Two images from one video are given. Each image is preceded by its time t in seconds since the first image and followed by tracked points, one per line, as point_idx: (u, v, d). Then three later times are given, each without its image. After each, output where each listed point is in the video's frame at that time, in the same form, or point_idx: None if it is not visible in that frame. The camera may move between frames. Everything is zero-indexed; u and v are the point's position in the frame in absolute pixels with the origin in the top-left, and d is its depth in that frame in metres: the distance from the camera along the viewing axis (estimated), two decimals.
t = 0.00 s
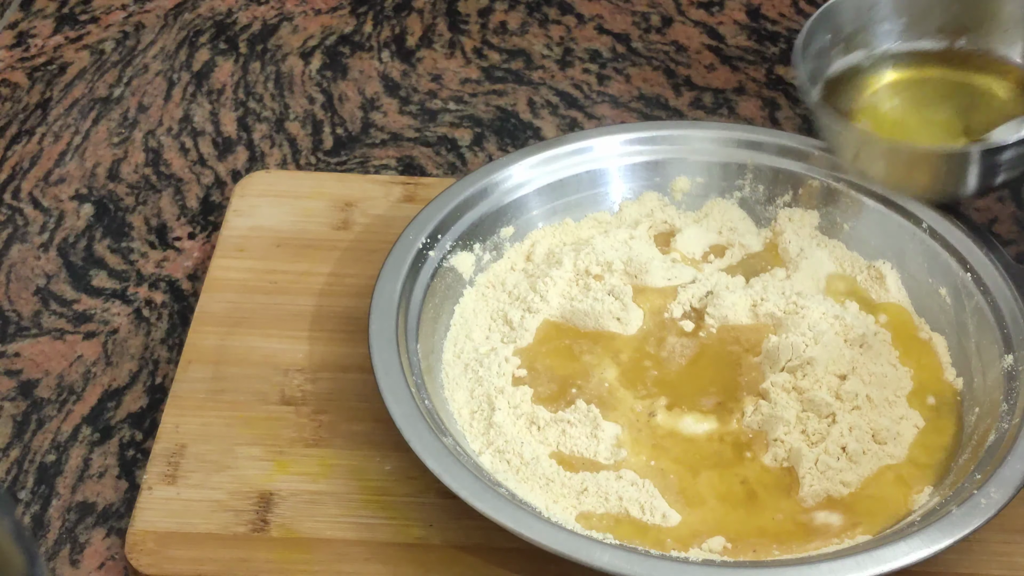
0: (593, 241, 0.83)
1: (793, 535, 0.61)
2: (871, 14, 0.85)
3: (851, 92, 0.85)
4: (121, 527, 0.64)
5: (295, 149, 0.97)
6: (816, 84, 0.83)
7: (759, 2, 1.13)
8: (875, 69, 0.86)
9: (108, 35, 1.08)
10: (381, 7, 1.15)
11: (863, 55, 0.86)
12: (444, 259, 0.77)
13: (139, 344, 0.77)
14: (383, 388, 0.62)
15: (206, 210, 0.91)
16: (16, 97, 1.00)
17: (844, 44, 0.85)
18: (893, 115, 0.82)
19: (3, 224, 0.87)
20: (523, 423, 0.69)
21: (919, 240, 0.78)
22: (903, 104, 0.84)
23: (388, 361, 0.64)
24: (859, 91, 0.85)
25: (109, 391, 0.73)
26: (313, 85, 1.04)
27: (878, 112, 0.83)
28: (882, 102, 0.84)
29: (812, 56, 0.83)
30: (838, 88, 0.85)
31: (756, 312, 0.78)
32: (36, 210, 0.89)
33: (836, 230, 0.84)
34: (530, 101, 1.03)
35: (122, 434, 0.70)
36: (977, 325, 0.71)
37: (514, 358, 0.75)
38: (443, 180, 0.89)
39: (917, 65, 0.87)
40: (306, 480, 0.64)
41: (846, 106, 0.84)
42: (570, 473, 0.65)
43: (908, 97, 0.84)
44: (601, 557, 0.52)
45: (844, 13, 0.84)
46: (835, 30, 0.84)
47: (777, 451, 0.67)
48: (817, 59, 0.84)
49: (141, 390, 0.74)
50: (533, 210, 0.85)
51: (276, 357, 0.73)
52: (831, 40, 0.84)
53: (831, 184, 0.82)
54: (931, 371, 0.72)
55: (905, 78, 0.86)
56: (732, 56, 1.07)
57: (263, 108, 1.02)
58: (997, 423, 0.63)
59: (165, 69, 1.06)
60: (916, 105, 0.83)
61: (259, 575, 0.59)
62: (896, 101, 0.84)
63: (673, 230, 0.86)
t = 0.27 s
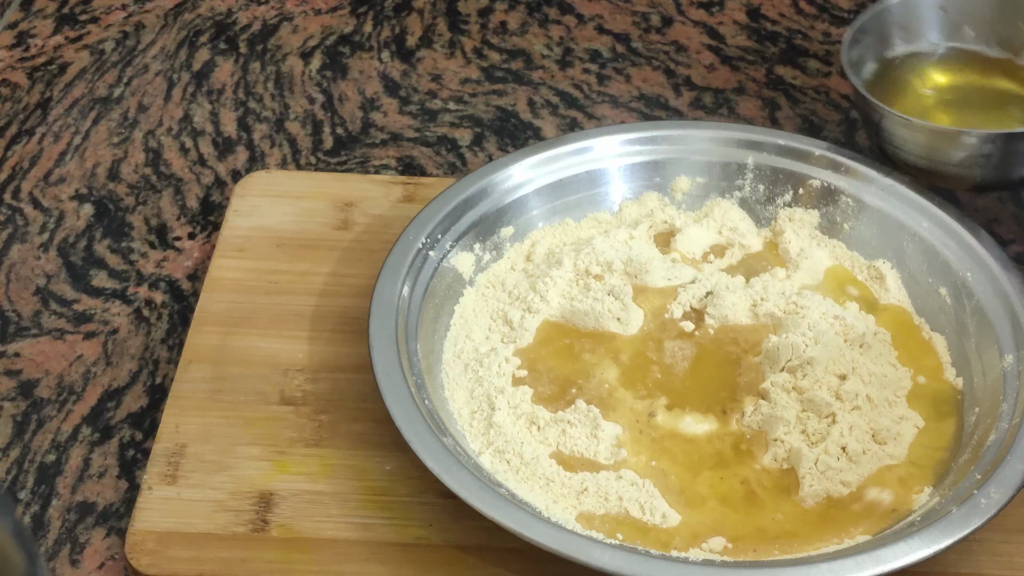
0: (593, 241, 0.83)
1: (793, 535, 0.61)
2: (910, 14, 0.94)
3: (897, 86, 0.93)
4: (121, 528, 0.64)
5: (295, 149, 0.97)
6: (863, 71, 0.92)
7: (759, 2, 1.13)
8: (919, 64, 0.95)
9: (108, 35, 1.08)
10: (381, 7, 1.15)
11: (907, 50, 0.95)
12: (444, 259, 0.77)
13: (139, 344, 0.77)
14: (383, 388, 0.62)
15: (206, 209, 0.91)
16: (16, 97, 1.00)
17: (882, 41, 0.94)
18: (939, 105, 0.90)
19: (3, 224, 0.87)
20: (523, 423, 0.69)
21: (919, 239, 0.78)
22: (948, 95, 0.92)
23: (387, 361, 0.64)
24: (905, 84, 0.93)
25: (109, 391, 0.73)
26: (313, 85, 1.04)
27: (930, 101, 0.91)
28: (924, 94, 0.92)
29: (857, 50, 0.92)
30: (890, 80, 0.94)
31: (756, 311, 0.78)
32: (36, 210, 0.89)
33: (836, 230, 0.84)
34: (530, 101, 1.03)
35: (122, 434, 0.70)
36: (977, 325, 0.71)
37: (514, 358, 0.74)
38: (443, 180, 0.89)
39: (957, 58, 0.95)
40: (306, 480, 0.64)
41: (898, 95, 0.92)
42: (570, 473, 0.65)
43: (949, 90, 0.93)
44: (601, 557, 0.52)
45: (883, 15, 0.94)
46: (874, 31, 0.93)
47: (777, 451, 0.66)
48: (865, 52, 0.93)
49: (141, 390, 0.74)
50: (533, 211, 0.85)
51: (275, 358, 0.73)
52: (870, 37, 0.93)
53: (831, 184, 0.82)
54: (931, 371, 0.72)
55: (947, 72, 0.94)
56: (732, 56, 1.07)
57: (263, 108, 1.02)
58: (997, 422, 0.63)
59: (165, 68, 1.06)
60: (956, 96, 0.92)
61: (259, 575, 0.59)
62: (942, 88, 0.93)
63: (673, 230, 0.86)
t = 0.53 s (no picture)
0: (593, 241, 0.83)
1: (794, 536, 0.61)
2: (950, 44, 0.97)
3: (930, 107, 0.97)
4: (121, 528, 0.64)
5: (295, 149, 0.97)
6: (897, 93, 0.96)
7: (759, 2, 1.13)
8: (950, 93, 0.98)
9: (108, 35, 1.08)
10: (381, 7, 1.15)
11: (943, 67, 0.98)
12: (443, 259, 0.77)
13: (139, 344, 0.77)
14: (383, 388, 0.62)
15: (206, 209, 0.91)
16: (16, 97, 1.00)
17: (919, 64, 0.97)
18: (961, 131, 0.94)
19: (3, 224, 0.87)
20: (523, 423, 0.69)
21: (919, 239, 0.78)
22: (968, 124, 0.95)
23: (387, 361, 0.64)
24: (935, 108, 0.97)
25: (108, 391, 0.73)
26: (313, 85, 1.04)
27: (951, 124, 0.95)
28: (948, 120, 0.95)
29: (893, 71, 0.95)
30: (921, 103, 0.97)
31: (756, 312, 0.78)
32: (36, 210, 0.89)
33: (836, 230, 0.84)
34: (530, 101, 1.03)
35: (121, 435, 0.70)
36: (977, 325, 0.71)
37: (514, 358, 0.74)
38: (443, 180, 0.89)
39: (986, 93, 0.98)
40: (306, 480, 0.64)
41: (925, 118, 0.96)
42: (570, 473, 0.65)
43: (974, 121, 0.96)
44: (601, 557, 0.52)
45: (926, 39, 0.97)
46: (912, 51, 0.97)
47: (777, 451, 0.66)
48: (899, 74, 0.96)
49: (141, 390, 0.74)
50: (533, 211, 0.85)
51: (275, 357, 0.73)
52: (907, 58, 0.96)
53: (831, 184, 0.82)
54: (931, 372, 0.72)
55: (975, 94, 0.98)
56: (731, 57, 1.07)
57: (263, 108, 1.02)
58: (997, 422, 0.63)
59: (165, 68, 1.05)
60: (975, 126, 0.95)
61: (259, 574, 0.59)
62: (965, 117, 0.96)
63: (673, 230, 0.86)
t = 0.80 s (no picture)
0: (593, 241, 0.83)
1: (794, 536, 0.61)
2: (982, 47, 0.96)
3: (955, 115, 0.96)
4: (121, 528, 0.64)
5: (295, 149, 0.97)
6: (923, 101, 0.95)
7: (759, 2, 1.13)
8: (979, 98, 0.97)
9: (108, 35, 1.08)
10: (381, 7, 1.15)
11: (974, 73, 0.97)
12: (443, 259, 0.77)
13: (139, 344, 0.77)
14: (383, 388, 0.62)
15: (206, 209, 0.91)
16: (16, 97, 1.00)
17: (947, 69, 0.96)
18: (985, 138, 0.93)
19: (3, 224, 0.87)
20: (523, 423, 0.69)
21: (919, 239, 0.78)
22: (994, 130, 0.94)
23: (387, 361, 0.64)
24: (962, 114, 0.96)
25: (108, 391, 0.73)
26: (313, 85, 1.04)
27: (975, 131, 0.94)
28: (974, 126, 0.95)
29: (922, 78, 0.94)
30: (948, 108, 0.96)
31: (756, 312, 0.78)
32: (36, 210, 0.89)
33: (836, 230, 0.84)
34: (530, 101, 1.03)
35: (122, 435, 0.70)
36: (977, 325, 0.71)
37: (514, 358, 0.74)
38: (442, 180, 0.89)
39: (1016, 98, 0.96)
40: (306, 480, 0.64)
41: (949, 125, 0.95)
42: (570, 473, 0.65)
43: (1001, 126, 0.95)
44: (601, 557, 0.52)
45: (959, 42, 0.95)
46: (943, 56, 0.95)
47: (777, 451, 0.66)
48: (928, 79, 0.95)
49: (141, 390, 0.74)
50: (532, 211, 0.85)
51: (275, 357, 0.73)
52: (936, 62, 0.95)
53: (831, 184, 0.82)
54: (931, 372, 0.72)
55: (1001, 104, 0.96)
56: (731, 57, 1.07)
57: (263, 108, 1.02)
58: (997, 423, 0.63)
59: (166, 69, 1.05)
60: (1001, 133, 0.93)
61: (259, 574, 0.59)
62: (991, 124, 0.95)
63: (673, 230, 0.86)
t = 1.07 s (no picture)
0: (593, 241, 0.83)
1: (795, 536, 0.61)
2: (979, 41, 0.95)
3: (948, 117, 0.96)
4: (122, 528, 0.64)
5: (295, 149, 0.97)
6: (920, 99, 0.95)
7: (759, 2, 1.13)
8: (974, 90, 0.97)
9: (108, 35, 1.08)
10: (381, 7, 1.15)
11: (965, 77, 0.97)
12: (443, 259, 0.78)
13: (139, 344, 0.77)
14: (383, 388, 0.62)
15: (206, 210, 0.91)
16: (15, 97, 1.00)
17: (943, 66, 0.96)
18: (981, 137, 0.95)
19: (3, 224, 0.87)
20: (523, 423, 0.69)
21: (919, 239, 0.78)
22: (985, 130, 0.95)
23: (387, 361, 0.64)
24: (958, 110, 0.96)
25: (109, 391, 0.73)
26: (313, 85, 1.04)
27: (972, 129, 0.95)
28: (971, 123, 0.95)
29: (919, 76, 0.94)
30: (945, 105, 0.97)
31: (756, 312, 0.78)
32: (36, 210, 0.89)
33: (836, 230, 0.84)
34: (530, 101, 1.03)
35: (122, 434, 0.70)
36: (977, 325, 0.71)
37: (514, 358, 0.74)
38: (442, 180, 0.89)
39: (1013, 90, 0.97)
40: (306, 480, 0.64)
41: (945, 123, 0.96)
42: (570, 473, 0.65)
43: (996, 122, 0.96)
44: (601, 557, 0.52)
45: (955, 38, 0.95)
46: (940, 53, 0.95)
47: (777, 451, 0.66)
48: (925, 77, 0.95)
49: (141, 390, 0.74)
50: (533, 211, 0.85)
51: (275, 357, 0.73)
52: (933, 60, 0.95)
53: (831, 184, 0.82)
54: (931, 371, 0.72)
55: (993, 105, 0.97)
56: (731, 56, 1.07)
57: (263, 108, 1.02)
58: (997, 422, 0.63)
59: (165, 69, 1.06)
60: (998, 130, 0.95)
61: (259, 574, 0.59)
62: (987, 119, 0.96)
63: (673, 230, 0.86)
